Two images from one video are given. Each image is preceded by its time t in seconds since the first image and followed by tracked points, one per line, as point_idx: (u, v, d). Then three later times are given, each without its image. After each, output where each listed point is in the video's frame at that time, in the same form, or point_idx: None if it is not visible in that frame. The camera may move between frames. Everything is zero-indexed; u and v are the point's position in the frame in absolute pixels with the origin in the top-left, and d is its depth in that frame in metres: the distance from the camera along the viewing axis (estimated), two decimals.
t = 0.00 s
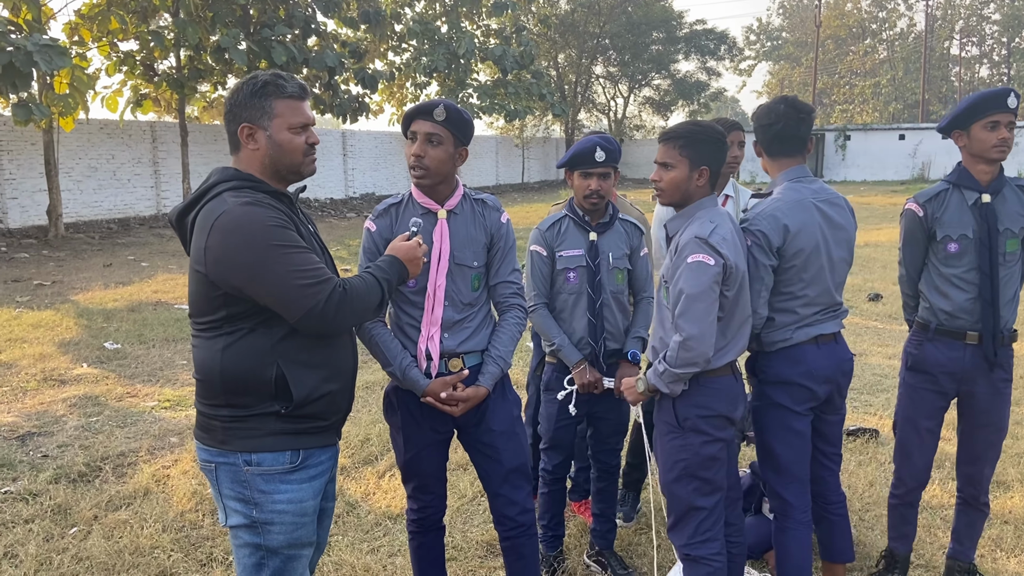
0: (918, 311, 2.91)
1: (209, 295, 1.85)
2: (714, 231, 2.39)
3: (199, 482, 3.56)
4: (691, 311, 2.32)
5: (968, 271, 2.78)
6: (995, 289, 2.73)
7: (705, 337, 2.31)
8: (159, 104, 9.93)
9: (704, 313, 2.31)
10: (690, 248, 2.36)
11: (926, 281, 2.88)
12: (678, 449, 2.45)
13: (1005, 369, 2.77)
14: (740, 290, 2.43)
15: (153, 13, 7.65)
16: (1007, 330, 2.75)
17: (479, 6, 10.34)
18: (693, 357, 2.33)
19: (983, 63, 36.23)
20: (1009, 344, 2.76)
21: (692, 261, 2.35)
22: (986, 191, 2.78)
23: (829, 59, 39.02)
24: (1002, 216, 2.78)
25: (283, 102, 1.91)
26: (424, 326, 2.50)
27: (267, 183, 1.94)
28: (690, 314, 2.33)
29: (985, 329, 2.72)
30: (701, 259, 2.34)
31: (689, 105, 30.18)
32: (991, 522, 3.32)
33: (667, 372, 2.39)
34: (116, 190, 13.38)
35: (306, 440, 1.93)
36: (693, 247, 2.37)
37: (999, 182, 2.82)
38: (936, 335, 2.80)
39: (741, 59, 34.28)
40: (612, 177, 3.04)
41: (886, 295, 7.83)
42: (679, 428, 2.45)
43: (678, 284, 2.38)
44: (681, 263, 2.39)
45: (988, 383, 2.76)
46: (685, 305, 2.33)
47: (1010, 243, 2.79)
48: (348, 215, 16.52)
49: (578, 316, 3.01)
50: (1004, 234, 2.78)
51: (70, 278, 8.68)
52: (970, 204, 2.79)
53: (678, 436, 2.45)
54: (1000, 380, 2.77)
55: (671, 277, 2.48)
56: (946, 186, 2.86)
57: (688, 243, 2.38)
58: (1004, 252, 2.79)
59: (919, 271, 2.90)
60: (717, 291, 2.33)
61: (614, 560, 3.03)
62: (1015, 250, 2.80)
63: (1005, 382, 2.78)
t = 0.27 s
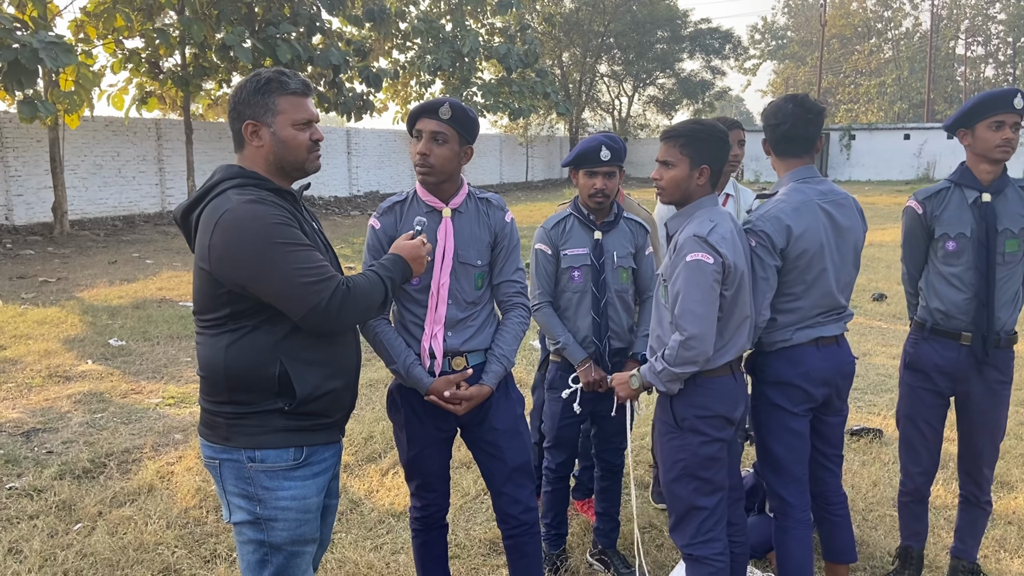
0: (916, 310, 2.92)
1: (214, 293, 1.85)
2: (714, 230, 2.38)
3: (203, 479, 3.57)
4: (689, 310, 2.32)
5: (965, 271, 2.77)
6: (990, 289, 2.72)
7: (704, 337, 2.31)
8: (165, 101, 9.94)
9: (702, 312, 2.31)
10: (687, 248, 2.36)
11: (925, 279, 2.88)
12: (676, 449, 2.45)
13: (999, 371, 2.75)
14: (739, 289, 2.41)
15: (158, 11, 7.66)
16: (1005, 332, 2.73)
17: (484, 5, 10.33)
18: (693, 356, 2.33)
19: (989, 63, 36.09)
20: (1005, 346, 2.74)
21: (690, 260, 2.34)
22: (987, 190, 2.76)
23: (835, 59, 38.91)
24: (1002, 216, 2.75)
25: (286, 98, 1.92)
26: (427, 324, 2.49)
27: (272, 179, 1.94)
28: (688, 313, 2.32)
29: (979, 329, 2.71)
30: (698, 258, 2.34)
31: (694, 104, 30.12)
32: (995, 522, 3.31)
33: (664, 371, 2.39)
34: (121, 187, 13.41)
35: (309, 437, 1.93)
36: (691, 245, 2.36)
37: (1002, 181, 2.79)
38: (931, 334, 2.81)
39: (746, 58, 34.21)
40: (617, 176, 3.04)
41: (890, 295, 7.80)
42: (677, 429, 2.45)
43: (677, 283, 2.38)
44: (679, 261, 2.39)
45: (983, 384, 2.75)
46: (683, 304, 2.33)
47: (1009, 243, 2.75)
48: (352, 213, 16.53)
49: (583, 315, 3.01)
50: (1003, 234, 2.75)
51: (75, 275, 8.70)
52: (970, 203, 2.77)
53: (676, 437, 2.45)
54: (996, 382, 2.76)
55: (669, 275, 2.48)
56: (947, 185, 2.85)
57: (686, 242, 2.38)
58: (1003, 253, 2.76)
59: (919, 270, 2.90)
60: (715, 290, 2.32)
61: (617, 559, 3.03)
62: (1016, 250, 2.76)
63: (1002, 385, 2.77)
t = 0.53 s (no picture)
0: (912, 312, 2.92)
1: (217, 291, 1.85)
2: (715, 230, 2.37)
3: (207, 477, 3.57)
4: (683, 308, 2.32)
5: (955, 272, 2.77)
6: (981, 290, 2.71)
7: (701, 334, 2.31)
8: (169, 99, 9.96)
9: (696, 311, 2.31)
10: (686, 247, 2.37)
11: (920, 281, 2.89)
12: (678, 450, 2.44)
13: (991, 373, 2.72)
14: (739, 290, 2.39)
15: (164, 9, 7.67)
16: (997, 333, 2.71)
17: (489, 4, 10.33)
18: (680, 352, 2.33)
19: (995, 63, 35.93)
20: (1000, 348, 2.71)
21: (688, 259, 2.34)
22: (976, 191, 2.75)
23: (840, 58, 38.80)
24: (991, 216, 2.74)
25: (288, 96, 1.91)
26: (431, 323, 2.49)
27: (276, 178, 1.94)
28: (682, 311, 2.33)
29: (967, 329, 2.71)
30: (696, 258, 2.33)
31: (698, 103, 30.07)
32: (998, 524, 3.29)
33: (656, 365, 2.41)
34: (125, 185, 13.43)
35: (312, 436, 1.93)
36: (691, 245, 2.36)
37: (994, 182, 2.77)
38: (925, 337, 2.81)
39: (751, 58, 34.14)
40: (622, 175, 3.03)
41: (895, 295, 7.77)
42: (680, 430, 2.44)
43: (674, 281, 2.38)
44: (678, 260, 2.40)
45: (978, 386, 2.73)
46: (677, 302, 2.33)
47: (1000, 243, 2.73)
48: (356, 212, 16.54)
49: (586, 315, 3.00)
50: (993, 235, 2.73)
51: (79, 272, 8.72)
52: (959, 205, 2.77)
53: (678, 438, 2.45)
54: (993, 385, 2.72)
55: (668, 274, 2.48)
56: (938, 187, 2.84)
57: (686, 241, 2.38)
58: (994, 253, 2.74)
59: (914, 272, 2.91)
60: (712, 290, 2.32)
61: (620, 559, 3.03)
62: (1007, 250, 2.74)
63: (1000, 387, 2.73)
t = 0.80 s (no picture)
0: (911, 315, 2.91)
1: (221, 290, 1.85)
2: (719, 232, 2.38)
3: (210, 476, 3.57)
4: (673, 308, 2.38)
5: (955, 274, 2.76)
6: (980, 292, 2.70)
7: (688, 332, 2.37)
8: (174, 98, 9.97)
9: (685, 311, 2.37)
10: (688, 248, 2.40)
11: (919, 283, 2.88)
12: (682, 449, 2.44)
13: (993, 375, 2.71)
14: (743, 292, 2.38)
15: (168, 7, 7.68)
16: (997, 335, 2.70)
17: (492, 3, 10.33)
18: (667, 347, 2.42)
19: (999, 63, 35.84)
20: (1000, 350, 2.70)
21: (685, 260, 2.38)
22: (974, 192, 2.74)
23: (844, 58, 38.71)
24: (990, 218, 2.73)
25: (294, 97, 1.91)
26: (434, 323, 2.49)
27: (280, 178, 1.94)
28: (673, 311, 2.38)
29: (967, 331, 2.70)
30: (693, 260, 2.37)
31: (702, 103, 30.02)
32: (1001, 526, 3.28)
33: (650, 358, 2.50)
34: (129, 183, 13.46)
35: (315, 435, 1.93)
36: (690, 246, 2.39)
37: (991, 183, 2.77)
38: (926, 340, 2.79)
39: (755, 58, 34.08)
40: (625, 175, 3.02)
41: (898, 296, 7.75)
42: (684, 430, 2.44)
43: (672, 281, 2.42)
44: (679, 260, 2.43)
45: (979, 388, 2.71)
46: (668, 301, 2.39)
47: (998, 245, 2.73)
48: (359, 211, 16.54)
49: (589, 315, 2.99)
50: (992, 236, 2.73)
51: (83, 271, 8.73)
52: (957, 206, 2.76)
53: (682, 438, 2.44)
54: (995, 387, 2.71)
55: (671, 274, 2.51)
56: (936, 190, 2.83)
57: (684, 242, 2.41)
58: (992, 255, 2.73)
59: (913, 274, 2.90)
60: (707, 291, 2.35)
61: (622, 560, 3.03)
62: (1006, 252, 2.74)
63: (1001, 390, 2.72)
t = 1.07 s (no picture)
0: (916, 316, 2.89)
1: (224, 289, 1.85)
2: (728, 232, 2.37)
3: (212, 475, 3.57)
4: (681, 309, 2.39)
5: (960, 275, 2.75)
6: (986, 293, 2.69)
7: (692, 332, 2.37)
8: (177, 97, 9.98)
9: (691, 312, 2.37)
10: (696, 248, 2.39)
11: (923, 284, 2.87)
12: (687, 448, 2.44)
13: (998, 376, 2.69)
14: (751, 293, 2.37)
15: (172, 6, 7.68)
16: (1002, 336, 2.69)
17: (496, 2, 10.33)
18: (672, 348, 2.42)
19: (1003, 64, 35.75)
20: (1004, 350, 2.69)
21: (693, 261, 2.38)
22: (979, 194, 2.74)
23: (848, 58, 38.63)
24: (994, 219, 2.73)
25: (294, 95, 1.90)
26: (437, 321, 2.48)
27: (282, 177, 1.93)
28: (680, 311, 2.38)
29: (973, 332, 2.69)
30: (702, 261, 2.36)
31: (705, 103, 29.99)
32: (1005, 527, 3.27)
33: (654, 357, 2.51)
34: (133, 182, 13.48)
35: (317, 434, 1.93)
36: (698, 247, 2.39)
37: (994, 185, 2.77)
38: (931, 340, 2.77)
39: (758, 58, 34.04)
40: (628, 174, 3.01)
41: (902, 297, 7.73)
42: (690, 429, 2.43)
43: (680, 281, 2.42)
44: (687, 261, 2.43)
45: (984, 390, 2.70)
46: (676, 302, 2.40)
47: (1003, 246, 2.72)
48: (362, 210, 16.55)
49: (592, 314, 2.99)
50: (996, 237, 2.72)
51: (86, 269, 8.75)
52: (962, 207, 2.75)
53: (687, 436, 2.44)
54: (999, 388, 2.70)
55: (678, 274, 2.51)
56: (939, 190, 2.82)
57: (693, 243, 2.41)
58: (997, 256, 2.73)
59: (917, 275, 2.90)
60: (715, 292, 2.34)
61: (624, 559, 3.02)
62: (1010, 253, 2.73)
63: (1006, 390, 2.71)
